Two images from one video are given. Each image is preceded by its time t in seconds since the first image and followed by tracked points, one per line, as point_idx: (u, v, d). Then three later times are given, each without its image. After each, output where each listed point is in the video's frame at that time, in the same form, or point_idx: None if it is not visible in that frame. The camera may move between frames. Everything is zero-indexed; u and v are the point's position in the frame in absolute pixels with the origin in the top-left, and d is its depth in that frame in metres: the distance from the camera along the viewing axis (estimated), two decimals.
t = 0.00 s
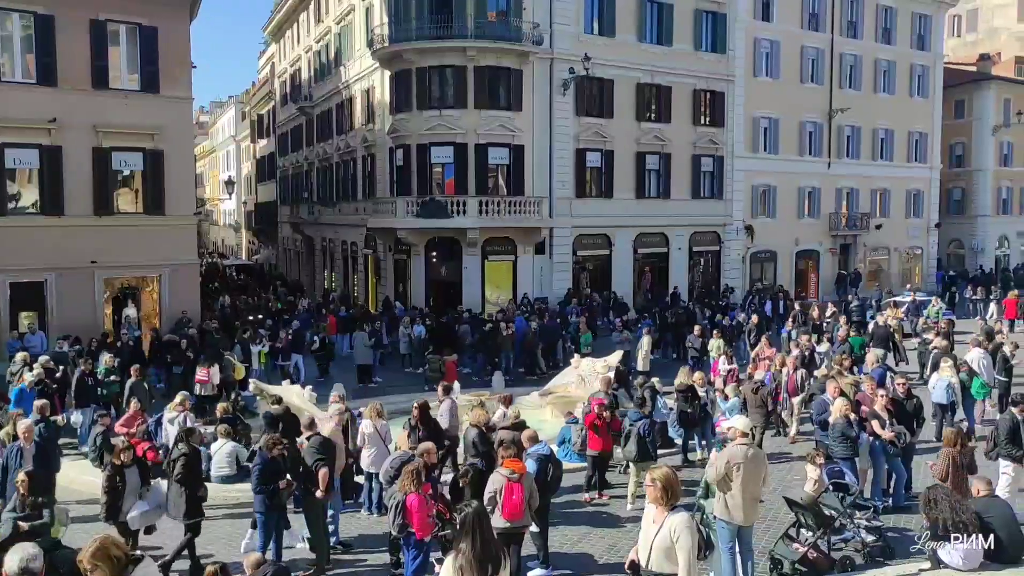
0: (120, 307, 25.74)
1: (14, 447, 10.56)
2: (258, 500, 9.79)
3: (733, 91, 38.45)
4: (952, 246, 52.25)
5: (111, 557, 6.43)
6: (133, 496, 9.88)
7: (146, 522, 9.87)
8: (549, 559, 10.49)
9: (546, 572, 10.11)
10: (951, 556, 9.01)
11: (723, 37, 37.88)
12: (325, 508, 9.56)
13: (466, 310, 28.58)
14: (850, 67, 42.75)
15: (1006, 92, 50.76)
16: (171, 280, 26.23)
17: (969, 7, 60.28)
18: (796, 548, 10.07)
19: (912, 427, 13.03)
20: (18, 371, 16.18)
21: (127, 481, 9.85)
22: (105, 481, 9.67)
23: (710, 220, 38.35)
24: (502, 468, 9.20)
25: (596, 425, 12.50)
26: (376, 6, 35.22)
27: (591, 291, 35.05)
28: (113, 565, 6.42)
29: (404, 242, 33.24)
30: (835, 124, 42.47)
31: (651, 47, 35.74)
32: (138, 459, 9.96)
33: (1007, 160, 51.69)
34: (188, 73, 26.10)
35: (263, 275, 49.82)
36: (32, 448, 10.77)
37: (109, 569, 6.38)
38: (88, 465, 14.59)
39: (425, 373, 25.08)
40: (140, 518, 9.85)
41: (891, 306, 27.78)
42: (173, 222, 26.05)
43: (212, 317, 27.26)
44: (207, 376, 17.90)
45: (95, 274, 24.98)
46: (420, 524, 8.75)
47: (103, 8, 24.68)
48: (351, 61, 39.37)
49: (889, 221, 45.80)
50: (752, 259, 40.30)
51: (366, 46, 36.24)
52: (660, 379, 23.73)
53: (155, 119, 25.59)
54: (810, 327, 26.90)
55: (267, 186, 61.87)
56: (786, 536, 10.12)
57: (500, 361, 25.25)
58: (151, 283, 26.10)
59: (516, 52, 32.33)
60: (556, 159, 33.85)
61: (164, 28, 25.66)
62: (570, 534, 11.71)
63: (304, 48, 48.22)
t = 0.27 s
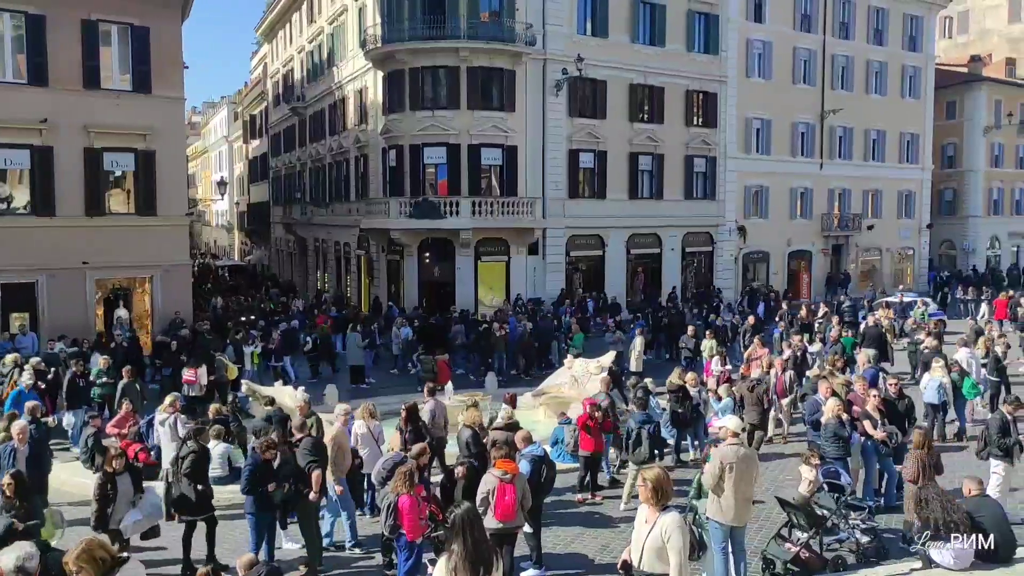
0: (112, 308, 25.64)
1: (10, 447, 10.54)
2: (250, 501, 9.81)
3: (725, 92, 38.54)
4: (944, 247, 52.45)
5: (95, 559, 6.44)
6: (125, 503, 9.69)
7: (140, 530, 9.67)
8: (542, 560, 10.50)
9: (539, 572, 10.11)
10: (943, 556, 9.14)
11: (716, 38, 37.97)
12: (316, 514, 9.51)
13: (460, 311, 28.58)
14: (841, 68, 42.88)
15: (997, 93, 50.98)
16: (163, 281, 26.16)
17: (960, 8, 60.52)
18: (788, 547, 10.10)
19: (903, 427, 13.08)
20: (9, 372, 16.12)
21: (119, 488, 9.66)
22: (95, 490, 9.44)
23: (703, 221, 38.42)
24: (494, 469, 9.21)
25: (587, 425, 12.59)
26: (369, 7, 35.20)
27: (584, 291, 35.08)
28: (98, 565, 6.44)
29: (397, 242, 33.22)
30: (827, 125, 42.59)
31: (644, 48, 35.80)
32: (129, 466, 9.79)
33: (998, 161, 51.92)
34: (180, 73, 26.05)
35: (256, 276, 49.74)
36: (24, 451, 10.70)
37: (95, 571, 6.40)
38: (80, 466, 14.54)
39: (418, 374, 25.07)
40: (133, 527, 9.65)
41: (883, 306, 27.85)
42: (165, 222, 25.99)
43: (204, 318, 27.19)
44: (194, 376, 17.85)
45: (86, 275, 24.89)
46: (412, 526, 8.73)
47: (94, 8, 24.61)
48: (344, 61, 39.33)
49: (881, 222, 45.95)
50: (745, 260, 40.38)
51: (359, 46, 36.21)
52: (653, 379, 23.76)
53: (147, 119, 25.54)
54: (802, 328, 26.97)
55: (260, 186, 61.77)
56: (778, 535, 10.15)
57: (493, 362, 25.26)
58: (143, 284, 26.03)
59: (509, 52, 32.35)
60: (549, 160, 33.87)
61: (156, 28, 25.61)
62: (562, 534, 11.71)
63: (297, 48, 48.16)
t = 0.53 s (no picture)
0: (103, 309, 25.56)
1: None
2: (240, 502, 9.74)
3: (717, 93, 38.61)
4: (936, 247, 52.64)
5: (85, 562, 6.39)
6: (118, 505, 9.72)
7: (131, 532, 9.67)
8: (535, 560, 10.49)
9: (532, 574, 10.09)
10: (934, 555, 9.19)
11: (708, 39, 38.05)
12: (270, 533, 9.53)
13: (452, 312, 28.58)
14: (833, 69, 43.01)
15: (988, 94, 51.19)
16: (155, 282, 26.09)
17: (950, 9, 60.71)
18: (780, 547, 10.13)
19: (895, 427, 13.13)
20: None
21: (112, 491, 9.67)
22: (86, 492, 9.48)
23: (696, 221, 38.49)
24: (487, 470, 9.20)
25: (578, 426, 12.59)
26: (361, 7, 35.17)
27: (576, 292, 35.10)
28: (88, 568, 6.39)
29: (389, 243, 33.19)
30: (819, 126, 42.71)
31: (637, 49, 35.84)
32: (123, 469, 9.82)
33: (989, 162, 52.14)
34: (171, 73, 25.99)
35: (249, 277, 49.64)
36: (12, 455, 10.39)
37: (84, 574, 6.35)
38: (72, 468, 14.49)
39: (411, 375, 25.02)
40: (125, 528, 9.67)
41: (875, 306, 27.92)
42: (156, 223, 25.92)
43: (196, 319, 27.12)
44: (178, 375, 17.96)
45: (78, 276, 24.80)
46: (404, 528, 8.73)
47: (85, 8, 24.54)
48: (336, 62, 39.27)
49: (873, 223, 46.10)
50: (737, 260, 40.46)
51: (352, 46, 36.16)
52: (646, 380, 23.77)
53: (139, 120, 25.47)
54: (795, 329, 27.04)
55: (252, 187, 61.63)
56: (770, 536, 10.18)
57: (486, 363, 25.25)
58: (135, 285, 25.95)
59: (502, 53, 32.36)
60: (542, 161, 33.88)
61: (147, 28, 25.54)
62: (554, 535, 11.70)
63: (289, 48, 48.08)
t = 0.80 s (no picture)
0: (93, 311, 25.45)
1: None
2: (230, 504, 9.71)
3: (709, 94, 38.69)
4: (926, 248, 52.85)
5: (74, 563, 6.34)
6: (111, 509, 9.41)
7: (122, 536, 9.35)
8: (527, 561, 10.48)
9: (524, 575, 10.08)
10: (926, 554, 9.17)
11: (700, 40, 38.13)
12: (101, 557, 8.68)
13: (445, 313, 28.57)
14: (824, 70, 43.14)
15: (978, 95, 51.42)
16: (145, 283, 26.00)
17: (940, 11, 60.98)
18: (772, 547, 10.16)
19: (886, 427, 13.17)
20: None
21: (108, 495, 9.39)
22: (86, 497, 9.16)
23: (688, 222, 38.55)
24: (479, 472, 9.20)
25: (571, 427, 12.58)
26: (353, 8, 35.14)
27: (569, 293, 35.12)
28: (77, 570, 6.34)
29: (382, 244, 33.15)
30: (810, 127, 42.83)
31: (629, 50, 35.89)
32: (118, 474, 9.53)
33: (979, 163, 52.37)
34: (162, 74, 25.93)
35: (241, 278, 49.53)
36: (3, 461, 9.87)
37: None
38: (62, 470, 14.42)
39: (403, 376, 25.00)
40: (117, 532, 9.36)
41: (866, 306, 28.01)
42: (148, 224, 25.83)
43: (187, 320, 27.04)
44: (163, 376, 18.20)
45: (68, 277, 24.70)
46: (396, 531, 8.71)
47: (76, 8, 24.45)
48: (328, 62, 39.22)
49: (864, 224, 46.25)
50: (729, 261, 40.54)
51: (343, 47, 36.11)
52: (638, 380, 23.79)
53: (130, 121, 25.38)
54: (786, 329, 27.11)
55: (244, 187, 61.51)
56: (762, 536, 10.20)
57: (478, 364, 25.25)
58: (125, 286, 25.86)
59: (494, 54, 32.37)
60: (534, 162, 33.89)
61: (138, 29, 25.47)
62: (547, 536, 11.71)
63: (281, 49, 47.99)
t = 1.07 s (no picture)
0: (83, 312, 25.35)
1: None
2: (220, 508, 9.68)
3: (700, 95, 38.77)
4: (917, 248, 53.07)
5: (60, 570, 6.31)
6: (116, 514, 9.34)
7: (130, 543, 9.30)
8: (519, 562, 10.50)
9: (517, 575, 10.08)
10: (915, 554, 9.27)
11: (691, 41, 38.21)
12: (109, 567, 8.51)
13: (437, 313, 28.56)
14: (815, 72, 43.28)
15: (968, 96, 51.63)
16: (136, 285, 25.92)
17: (931, 12, 61.20)
18: (763, 547, 10.19)
19: (877, 427, 13.22)
20: None
21: (111, 501, 9.30)
22: (88, 503, 9.08)
23: (679, 223, 38.62)
24: (472, 472, 9.20)
25: (563, 428, 12.63)
26: (345, 9, 35.12)
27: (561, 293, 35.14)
28: None
29: (373, 245, 33.12)
30: (802, 128, 42.95)
31: (621, 50, 35.94)
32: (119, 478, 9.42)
33: (969, 163, 52.58)
34: (153, 74, 25.86)
35: (232, 279, 49.42)
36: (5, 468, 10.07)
37: None
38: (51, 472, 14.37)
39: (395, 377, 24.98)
40: (123, 538, 9.28)
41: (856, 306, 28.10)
42: (138, 225, 25.75)
43: (178, 321, 26.96)
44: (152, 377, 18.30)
45: (58, 278, 24.61)
46: (389, 532, 8.67)
47: (65, 9, 24.35)
48: (319, 63, 39.16)
49: (855, 224, 46.41)
50: (721, 262, 40.63)
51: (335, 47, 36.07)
52: (631, 381, 23.81)
53: (120, 122, 25.30)
54: (777, 329, 27.17)
55: (235, 188, 61.39)
56: (754, 536, 10.24)
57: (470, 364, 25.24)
58: (116, 288, 25.79)
59: (486, 55, 32.37)
60: (526, 162, 33.90)
61: (128, 29, 25.39)
62: (539, 536, 11.73)
63: (272, 49, 47.91)
